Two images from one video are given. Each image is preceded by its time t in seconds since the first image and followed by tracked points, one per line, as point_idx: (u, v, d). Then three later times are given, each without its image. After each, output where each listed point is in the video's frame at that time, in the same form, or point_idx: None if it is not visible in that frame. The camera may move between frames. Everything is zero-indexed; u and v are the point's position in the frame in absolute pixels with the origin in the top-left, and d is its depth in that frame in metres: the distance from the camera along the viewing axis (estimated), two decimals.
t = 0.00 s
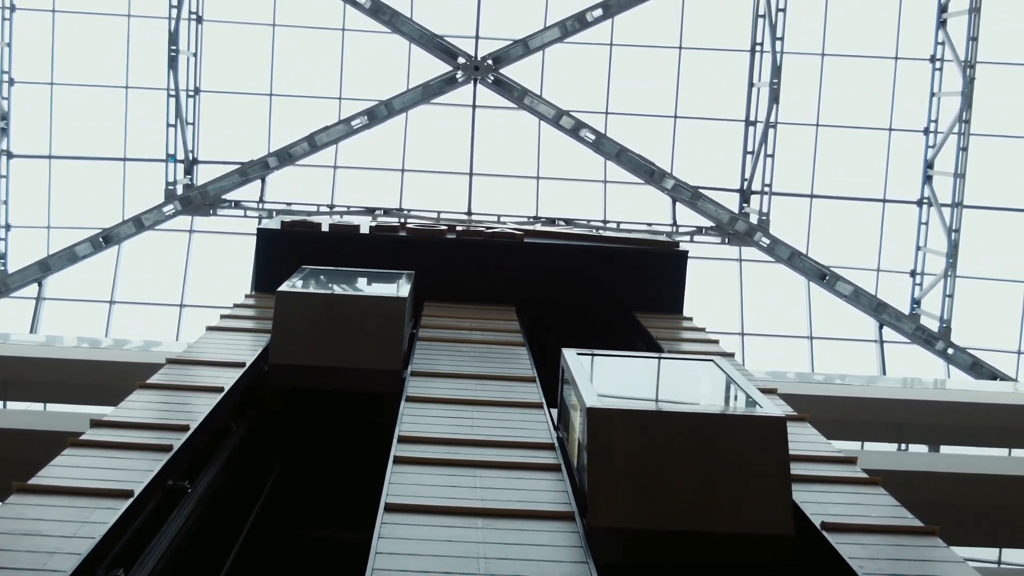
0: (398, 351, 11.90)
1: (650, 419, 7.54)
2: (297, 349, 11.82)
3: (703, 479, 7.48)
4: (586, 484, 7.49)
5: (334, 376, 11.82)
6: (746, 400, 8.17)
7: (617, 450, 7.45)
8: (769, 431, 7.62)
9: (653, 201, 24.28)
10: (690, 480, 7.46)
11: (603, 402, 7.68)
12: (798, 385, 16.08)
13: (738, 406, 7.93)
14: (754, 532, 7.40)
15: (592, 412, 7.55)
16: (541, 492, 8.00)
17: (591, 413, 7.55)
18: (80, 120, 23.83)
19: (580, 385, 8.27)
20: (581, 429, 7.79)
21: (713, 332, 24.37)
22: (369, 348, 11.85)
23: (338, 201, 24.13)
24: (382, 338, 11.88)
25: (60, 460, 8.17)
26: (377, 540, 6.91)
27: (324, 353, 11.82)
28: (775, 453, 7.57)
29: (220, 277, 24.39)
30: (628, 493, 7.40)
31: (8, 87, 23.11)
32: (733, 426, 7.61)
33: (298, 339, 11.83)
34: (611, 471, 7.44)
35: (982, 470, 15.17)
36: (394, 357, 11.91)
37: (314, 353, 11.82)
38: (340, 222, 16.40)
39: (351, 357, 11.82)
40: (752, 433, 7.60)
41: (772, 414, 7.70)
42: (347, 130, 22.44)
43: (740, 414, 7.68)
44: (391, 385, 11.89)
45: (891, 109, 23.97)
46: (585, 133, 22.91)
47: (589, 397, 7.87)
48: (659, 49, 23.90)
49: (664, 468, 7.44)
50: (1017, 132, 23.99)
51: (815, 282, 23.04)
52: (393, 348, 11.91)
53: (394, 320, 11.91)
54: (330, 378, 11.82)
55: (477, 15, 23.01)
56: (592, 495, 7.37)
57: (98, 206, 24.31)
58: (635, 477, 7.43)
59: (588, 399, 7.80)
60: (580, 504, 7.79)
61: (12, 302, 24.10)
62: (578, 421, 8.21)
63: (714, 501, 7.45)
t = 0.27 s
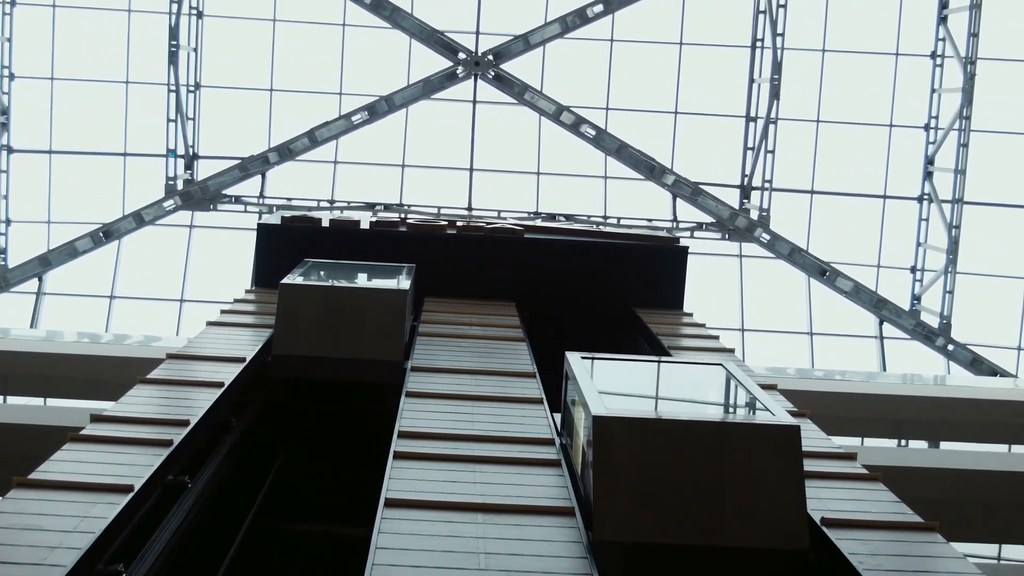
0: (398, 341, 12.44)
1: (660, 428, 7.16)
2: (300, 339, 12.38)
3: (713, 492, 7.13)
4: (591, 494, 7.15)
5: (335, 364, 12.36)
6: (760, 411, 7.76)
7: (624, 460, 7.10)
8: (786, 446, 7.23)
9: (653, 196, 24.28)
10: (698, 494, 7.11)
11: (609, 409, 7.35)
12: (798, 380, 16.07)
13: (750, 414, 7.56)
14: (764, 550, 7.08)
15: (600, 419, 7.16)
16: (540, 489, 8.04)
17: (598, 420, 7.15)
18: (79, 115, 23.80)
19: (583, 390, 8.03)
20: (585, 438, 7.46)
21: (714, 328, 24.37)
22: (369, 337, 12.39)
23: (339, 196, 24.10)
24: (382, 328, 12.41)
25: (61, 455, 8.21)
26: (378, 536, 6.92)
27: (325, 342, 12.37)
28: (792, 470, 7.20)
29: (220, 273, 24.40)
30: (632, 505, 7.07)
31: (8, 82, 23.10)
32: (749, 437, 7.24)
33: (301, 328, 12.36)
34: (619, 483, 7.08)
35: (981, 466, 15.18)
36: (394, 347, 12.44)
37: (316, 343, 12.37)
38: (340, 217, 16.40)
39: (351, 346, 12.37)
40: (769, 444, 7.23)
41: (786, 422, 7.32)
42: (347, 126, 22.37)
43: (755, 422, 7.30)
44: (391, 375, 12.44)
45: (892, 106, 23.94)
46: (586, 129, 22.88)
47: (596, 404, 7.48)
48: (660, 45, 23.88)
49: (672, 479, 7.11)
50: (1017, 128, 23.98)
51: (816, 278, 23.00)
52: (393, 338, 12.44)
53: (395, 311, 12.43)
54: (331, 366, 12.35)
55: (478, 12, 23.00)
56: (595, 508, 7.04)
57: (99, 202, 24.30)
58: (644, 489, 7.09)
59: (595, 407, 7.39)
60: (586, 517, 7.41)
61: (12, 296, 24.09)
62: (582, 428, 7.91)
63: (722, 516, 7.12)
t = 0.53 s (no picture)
0: (400, 324, 12.98)
1: (672, 430, 6.99)
2: (304, 323, 12.86)
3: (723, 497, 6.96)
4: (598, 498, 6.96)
5: (339, 347, 12.85)
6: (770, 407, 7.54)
7: (633, 460, 6.92)
8: (804, 450, 7.08)
9: (653, 185, 24.26)
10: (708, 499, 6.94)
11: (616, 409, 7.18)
12: (799, 368, 16.08)
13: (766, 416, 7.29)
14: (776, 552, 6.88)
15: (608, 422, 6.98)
16: (541, 476, 8.07)
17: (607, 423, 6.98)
18: (79, 104, 23.78)
19: (588, 389, 7.88)
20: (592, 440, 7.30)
21: (715, 316, 24.37)
22: (372, 320, 12.93)
23: (339, 185, 24.07)
24: (385, 311, 12.93)
25: (63, 443, 8.25)
26: (379, 523, 6.94)
27: (330, 326, 12.87)
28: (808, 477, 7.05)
29: (221, 262, 24.40)
30: (638, 508, 6.89)
31: (9, 71, 23.09)
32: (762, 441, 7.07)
33: (305, 312, 12.84)
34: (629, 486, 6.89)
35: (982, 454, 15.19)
36: (396, 330, 12.99)
37: (320, 326, 12.86)
38: (341, 206, 16.41)
39: (355, 330, 12.90)
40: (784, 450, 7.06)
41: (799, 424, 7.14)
42: (347, 114, 22.34)
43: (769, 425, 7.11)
44: (393, 358, 12.83)
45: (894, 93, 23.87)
46: (587, 117, 22.84)
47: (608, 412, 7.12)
48: (660, 33, 23.83)
49: (682, 482, 6.93)
50: (1019, 116, 23.94)
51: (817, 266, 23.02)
52: (395, 321, 12.98)
53: (397, 295, 12.93)
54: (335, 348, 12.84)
55: None
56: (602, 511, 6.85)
57: (99, 191, 24.28)
58: (650, 491, 6.91)
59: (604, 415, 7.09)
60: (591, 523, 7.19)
61: (13, 285, 24.09)
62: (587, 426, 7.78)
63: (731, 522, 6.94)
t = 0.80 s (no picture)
0: (401, 298, 12.96)
1: (682, 416, 6.75)
2: (306, 296, 12.86)
3: (740, 488, 6.69)
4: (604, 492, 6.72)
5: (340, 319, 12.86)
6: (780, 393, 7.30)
7: (642, 451, 6.68)
8: (820, 436, 6.82)
9: (654, 160, 24.21)
10: (725, 491, 6.70)
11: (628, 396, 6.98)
12: (799, 343, 16.07)
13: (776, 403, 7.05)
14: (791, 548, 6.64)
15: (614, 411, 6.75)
16: (541, 449, 8.11)
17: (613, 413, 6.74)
18: (79, 78, 23.74)
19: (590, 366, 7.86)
20: (598, 424, 7.12)
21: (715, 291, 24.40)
22: (373, 294, 12.89)
23: (339, 160, 24.01)
24: (387, 284, 12.91)
25: (64, 418, 8.29)
26: (380, 496, 6.97)
27: (331, 299, 12.85)
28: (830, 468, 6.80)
29: (222, 237, 24.43)
30: (650, 498, 6.63)
31: (8, 46, 23.05)
32: (783, 432, 6.81)
33: (307, 284, 12.85)
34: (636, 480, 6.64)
35: (981, 428, 15.21)
36: (397, 303, 12.95)
37: (321, 300, 12.85)
38: (342, 181, 16.40)
39: (356, 303, 12.87)
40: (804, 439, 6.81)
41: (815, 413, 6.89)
42: (348, 89, 22.31)
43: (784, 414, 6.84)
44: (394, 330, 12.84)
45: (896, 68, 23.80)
46: (588, 92, 22.82)
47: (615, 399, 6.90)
48: (661, 8, 23.73)
49: (694, 473, 6.67)
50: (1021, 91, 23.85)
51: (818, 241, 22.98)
52: (396, 295, 12.95)
53: (398, 268, 12.95)
54: (336, 321, 12.85)
55: None
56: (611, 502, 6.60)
57: (100, 166, 24.25)
58: (658, 483, 6.65)
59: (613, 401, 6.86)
60: (598, 514, 6.91)
61: (14, 260, 24.11)
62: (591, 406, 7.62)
63: (747, 516, 6.67)
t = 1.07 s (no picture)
0: (403, 264, 12.96)
1: (693, 399, 6.53)
2: (307, 262, 12.83)
3: (752, 475, 6.46)
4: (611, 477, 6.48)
5: (342, 286, 12.86)
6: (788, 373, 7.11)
7: (652, 436, 6.44)
8: (836, 419, 6.61)
9: (654, 127, 24.12)
10: (735, 478, 6.46)
11: (630, 372, 6.88)
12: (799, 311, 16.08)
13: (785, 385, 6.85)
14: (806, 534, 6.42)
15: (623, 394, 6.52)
16: (543, 415, 8.16)
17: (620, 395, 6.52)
18: (78, 45, 23.68)
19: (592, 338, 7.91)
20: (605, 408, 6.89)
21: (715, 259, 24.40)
22: (375, 260, 12.89)
23: (339, 127, 23.89)
24: (389, 250, 12.92)
25: (64, 385, 8.33)
26: (381, 463, 7.00)
27: (332, 265, 12.83)
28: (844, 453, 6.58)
29: (222, 204, 24.41)
30: (661, 484, 6.40)
31: (8, 12, 22.97)
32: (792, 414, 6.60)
33: (308, 250, 12.82)
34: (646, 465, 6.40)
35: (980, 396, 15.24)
36: (399, 270, 12.94)
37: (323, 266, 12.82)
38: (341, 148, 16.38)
39: (357, 269, 12.87)
40: (817, 424, 6.59)
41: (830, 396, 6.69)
42: (348, 55, 22.28)
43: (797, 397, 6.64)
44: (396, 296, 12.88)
45: (897, 35, 23.73)
46: (589, 60, 22.80)
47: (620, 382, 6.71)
48: None
49: (705, 458, 6.45)
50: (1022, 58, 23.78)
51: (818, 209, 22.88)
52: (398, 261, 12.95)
53: (399, 234, 12.95)
54: (338, 287, 12.85)
55: None
56: (617, 491, 6.35)
57: (99, 133, 24.17)
58: (669, 469, 6.42)
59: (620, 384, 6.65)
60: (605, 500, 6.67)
61: (14, 227, 24.06)
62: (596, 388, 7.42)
63: (760, 502, 6.44)
